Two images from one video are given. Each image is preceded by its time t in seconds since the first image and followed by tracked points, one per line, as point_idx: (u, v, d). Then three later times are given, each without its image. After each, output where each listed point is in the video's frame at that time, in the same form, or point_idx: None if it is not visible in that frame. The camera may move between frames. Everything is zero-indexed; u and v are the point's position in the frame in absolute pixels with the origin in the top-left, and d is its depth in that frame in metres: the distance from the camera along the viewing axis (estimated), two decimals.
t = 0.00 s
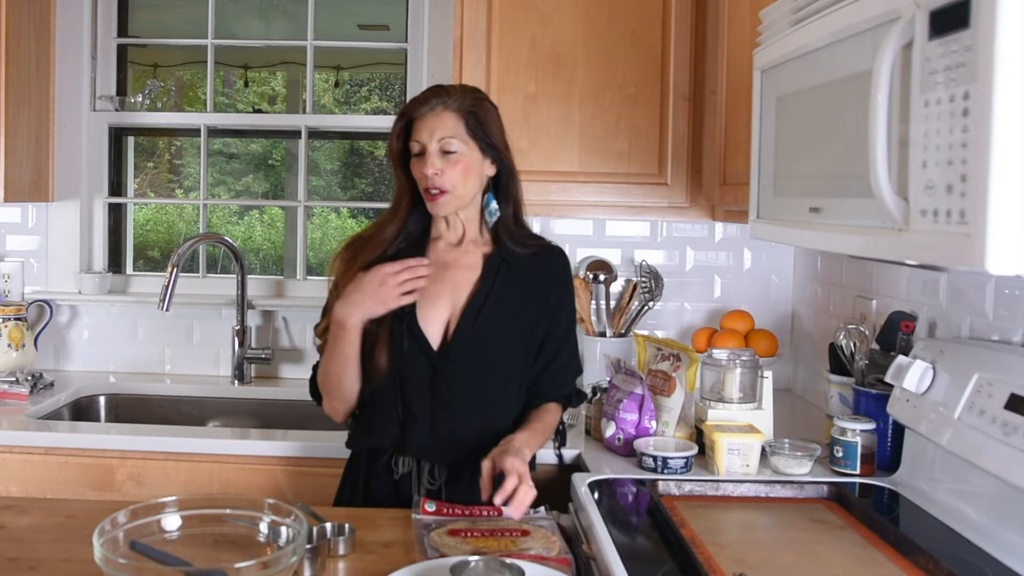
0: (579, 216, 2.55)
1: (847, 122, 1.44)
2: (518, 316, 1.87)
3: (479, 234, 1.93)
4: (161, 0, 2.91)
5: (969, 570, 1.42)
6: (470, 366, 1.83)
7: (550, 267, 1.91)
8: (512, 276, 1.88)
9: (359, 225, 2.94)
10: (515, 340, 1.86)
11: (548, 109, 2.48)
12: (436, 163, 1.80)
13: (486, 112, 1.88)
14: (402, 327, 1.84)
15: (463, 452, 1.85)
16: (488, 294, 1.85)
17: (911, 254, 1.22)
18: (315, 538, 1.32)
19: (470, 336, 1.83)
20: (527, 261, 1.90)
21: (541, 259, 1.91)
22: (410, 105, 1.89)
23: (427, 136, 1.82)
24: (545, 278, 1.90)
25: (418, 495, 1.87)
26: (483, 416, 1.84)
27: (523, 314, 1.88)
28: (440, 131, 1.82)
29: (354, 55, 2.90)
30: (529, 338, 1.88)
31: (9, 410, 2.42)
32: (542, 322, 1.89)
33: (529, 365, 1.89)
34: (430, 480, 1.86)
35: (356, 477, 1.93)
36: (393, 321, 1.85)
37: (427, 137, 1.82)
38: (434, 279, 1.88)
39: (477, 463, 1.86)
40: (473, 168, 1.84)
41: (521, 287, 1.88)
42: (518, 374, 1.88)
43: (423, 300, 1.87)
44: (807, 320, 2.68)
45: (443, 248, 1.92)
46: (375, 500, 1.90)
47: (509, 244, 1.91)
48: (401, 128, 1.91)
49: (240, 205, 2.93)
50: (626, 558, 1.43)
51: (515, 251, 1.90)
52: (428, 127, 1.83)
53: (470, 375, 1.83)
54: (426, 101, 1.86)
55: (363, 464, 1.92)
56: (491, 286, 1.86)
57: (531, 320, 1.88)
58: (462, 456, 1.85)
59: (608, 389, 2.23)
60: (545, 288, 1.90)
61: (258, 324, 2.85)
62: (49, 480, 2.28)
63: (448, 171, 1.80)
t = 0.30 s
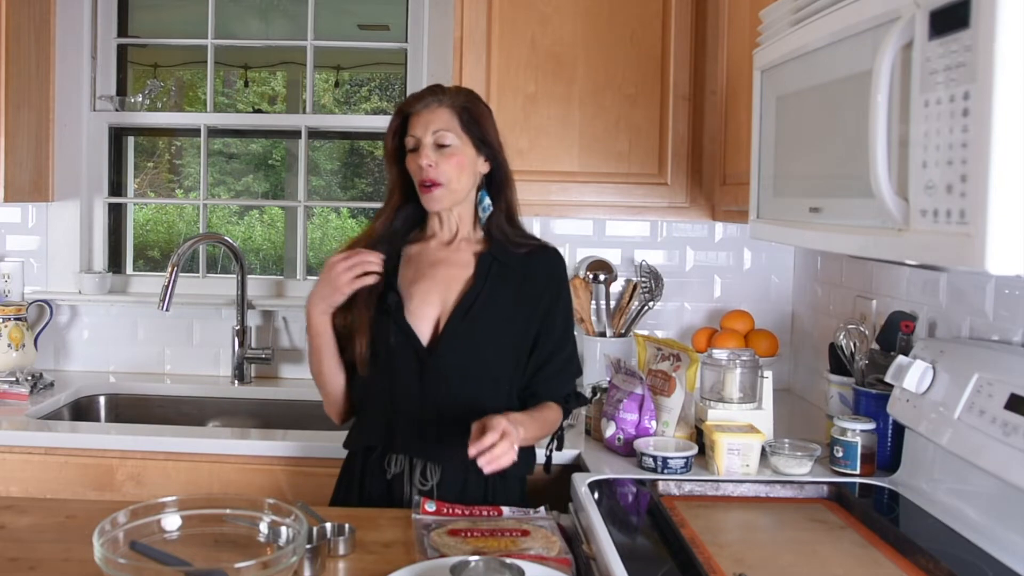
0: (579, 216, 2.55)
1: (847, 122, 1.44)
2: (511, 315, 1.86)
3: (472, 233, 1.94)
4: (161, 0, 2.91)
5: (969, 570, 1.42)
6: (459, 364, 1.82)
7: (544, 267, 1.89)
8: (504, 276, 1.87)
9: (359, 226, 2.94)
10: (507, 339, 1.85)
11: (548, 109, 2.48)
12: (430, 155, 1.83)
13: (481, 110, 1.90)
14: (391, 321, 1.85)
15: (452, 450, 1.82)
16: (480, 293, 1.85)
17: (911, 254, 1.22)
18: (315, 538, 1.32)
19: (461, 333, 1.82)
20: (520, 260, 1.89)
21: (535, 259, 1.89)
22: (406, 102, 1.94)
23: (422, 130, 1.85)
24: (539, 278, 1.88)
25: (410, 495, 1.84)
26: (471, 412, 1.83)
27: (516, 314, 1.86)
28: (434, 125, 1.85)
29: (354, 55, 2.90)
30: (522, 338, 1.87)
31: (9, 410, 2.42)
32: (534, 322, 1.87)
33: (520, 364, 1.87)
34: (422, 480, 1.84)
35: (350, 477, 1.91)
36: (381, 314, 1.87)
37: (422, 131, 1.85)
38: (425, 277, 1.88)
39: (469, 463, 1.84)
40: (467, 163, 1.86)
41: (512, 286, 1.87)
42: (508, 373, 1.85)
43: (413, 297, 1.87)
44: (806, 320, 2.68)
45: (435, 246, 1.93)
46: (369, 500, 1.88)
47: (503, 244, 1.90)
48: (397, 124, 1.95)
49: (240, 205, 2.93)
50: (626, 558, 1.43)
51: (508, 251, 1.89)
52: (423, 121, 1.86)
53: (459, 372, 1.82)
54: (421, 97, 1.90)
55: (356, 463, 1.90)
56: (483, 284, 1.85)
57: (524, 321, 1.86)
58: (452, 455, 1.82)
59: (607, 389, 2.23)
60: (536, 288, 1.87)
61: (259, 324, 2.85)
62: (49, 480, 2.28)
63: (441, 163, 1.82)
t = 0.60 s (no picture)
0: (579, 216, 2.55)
1: (847, 122, 1.44)
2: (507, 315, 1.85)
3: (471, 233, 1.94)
4: (161, 0, 2.91)
5: (969, 570, 1.42)
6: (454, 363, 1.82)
7: (541, 269, 1.89)
8: (501, 276, 1.87)
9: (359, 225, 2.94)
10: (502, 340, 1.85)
11: (548, 109, 2.48)
12: (431, 145, 1.85)
13: (487, 109, 1.92)
14: (386, 318, 1.85)
15: (445, 449, 1.82)
16: (476, 293, 1.85)
17: (911, 254, 1.22)
18: (315, 538, 1.32)
19: (458, 333, 1.82)
20: (517, 262, 1.89)
21: (532, 261, 1.89)
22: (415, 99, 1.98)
23: (426, 122, 1.89)
24: (536, 280, 1.87)
25: (404, 495, 1.84)
26: (463, 411, 1.82)
27: (512, 315, 1.86)
28: (438, 117, 1.88)
29: (354, 55, 2.90)
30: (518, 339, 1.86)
31: (9, 410, 2.42)
32: (530, 323, 1.86)
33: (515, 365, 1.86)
34: (416, 480, 1.84)
35: (345, 476, 1.91)
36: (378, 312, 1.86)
37: (425, 123, 1.89)
38: (422, 275, 1.88)
39: (463, 463, 1.83)
40: (469, 158, 1.87)
41: (508, 287, 1.86)
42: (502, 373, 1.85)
43: (411, 296, 1.87)
44: (806, 320, 2.68)
45: (433, 245, 1.93)
46: (364, 499, 1.87)
47: (502, 246, 1.90)
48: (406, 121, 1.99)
49: (240, 205, 2.93)
50: (626, 558, 1.43)
51: (505, 252, 1.89)
52: (428, 114, 1.90)
53: (453, 371, 1.82)
54: (430, 92, 1.94)
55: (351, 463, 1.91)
56: (479, 284, 1.86)
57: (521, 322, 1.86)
58: (444, 453, 1.82)
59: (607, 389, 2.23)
60: (532, 288, 1.87)
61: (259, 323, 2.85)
62: (49, 480, 2.28)
63: (442, 154, 1.84)
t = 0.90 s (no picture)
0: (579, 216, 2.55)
1: (847, 122, 1.44)
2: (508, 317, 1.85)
3: (472, 234, 1.94)
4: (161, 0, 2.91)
5: (969, 570, 1.42)
6: (454, 364, 1.82)
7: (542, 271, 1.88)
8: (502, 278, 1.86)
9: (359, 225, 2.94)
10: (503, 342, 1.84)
11: (548, 109, 2.48)
12: (437, 149, 1.84)
13: (490, 111, 1.92)
14: (386, 319, 1.85)
15: (443, 451, 1.81)
16: (478, 294, 1.84)
17: (911, 254, 1.22)
18: (315, 538, 1.32)
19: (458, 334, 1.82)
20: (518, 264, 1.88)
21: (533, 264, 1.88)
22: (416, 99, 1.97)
23: (431, 124, 1.87)
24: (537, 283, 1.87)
25: (400, 495, 1.84)
26: (462, 413, 1.81)
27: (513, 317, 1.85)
28: (443, 120, 1.87)
29: (354, 55, 2.90)
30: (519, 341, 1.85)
31: (9, 410, 2.42)
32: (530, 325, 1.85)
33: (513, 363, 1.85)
34: (412, 480, 1.84)
35: (340, 476, 1.91)
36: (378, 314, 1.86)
37: (429, 126, 1.87)
38: (423, 275, 1.89)
39: (461, 463, 1.83)
40: (473, 160, 1.87)
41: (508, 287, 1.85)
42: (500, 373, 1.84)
43: (410, 298, 1.87)
44: (806, 320, 2.68)
45: (434, 246, 1.94)
46: (358, 498, 1.87)
47: (503, 247, 1.90)
48: (407, 120, 1.98)
49: (240, 205, 2.93)
50: (626, 558, 1.43)
51: (507, 254, 1.88)
52: (432, 116, 1.88)
53: (453, 373, 1.81)
54: (432, 93, 1.93)
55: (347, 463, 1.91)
56: (480, 286, 1.84)
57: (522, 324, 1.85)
58: (442, 455, 1.81)
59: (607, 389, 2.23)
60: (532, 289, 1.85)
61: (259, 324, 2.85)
62: (49, 480, 2.28)
63: (448, 158, 1.83)
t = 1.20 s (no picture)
0: (579, 216, 2.55)
1: (847, 122, 1.44)
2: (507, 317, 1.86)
3: (472, 234, 1.93)
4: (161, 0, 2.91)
5: (969, 570, 1.42)
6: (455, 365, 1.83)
7: (539, 271, 1.89)
8: (501, 278, 1.87)
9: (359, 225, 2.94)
10: (503, 342, 1.85)
11: (548, 109, 2.48)
12: (452, 147, 1.83)
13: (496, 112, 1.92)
14: (388, 319, 1.86)
15: (443, 450, 1.82)
16: (477, 295, 1.85)
17: (911, 254, 1.22)
18: (315, 538, 1.32)
19: (458, 334, 1.83)
20: (517, 264, 1.89)
21: (531, 264, 1.90)
22: (420, 95, 1.91)
23: (443, 123, 1.85)
24: (535, 283, 1.88)
25: (400, 495, 1.83)
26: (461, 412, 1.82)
27: (513, 317, 1.86)
28: (455, 118, 1.86)
29: (354, 55, 2.90)
30: (518, 341, 1.87)
31: (9, 410, 2.42)
32: (529, 325, 1.87)
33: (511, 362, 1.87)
34: (412, 480, 1.83)
35: (340, 476, 1.91)
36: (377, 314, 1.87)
37: (442, 123, 1.85)
38: (422, 275, 1.89)
39: (460, 463, 1.83)
40: (482, 161, 1.87)
41: (507, 288, 1.87)
42: (498, 371, 1.86)
43: (410, 298, 1.88)
44: (806, 320, 2.68)
45: (434, 246, 1.92)
46: (358, 499, 1.87)
47: (502, 247, 1.90)
48: (409, 117, 1.91)
49: (240, 205, 2.93)
50: (626, 558, 1.43)
51: (506, 254, 1.89)
52: (443, 114, 1.86)
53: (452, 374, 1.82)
54: (440, 90, 1.89)
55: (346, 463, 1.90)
56: (481, 286, 1.86)
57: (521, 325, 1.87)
58: (442, 454, 1.82)
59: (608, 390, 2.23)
60: (531, 290, 1.87)
61: (259, 324, 2.85)
62: (49, 480, 2.28)
63: (462, 156, 1.83)
